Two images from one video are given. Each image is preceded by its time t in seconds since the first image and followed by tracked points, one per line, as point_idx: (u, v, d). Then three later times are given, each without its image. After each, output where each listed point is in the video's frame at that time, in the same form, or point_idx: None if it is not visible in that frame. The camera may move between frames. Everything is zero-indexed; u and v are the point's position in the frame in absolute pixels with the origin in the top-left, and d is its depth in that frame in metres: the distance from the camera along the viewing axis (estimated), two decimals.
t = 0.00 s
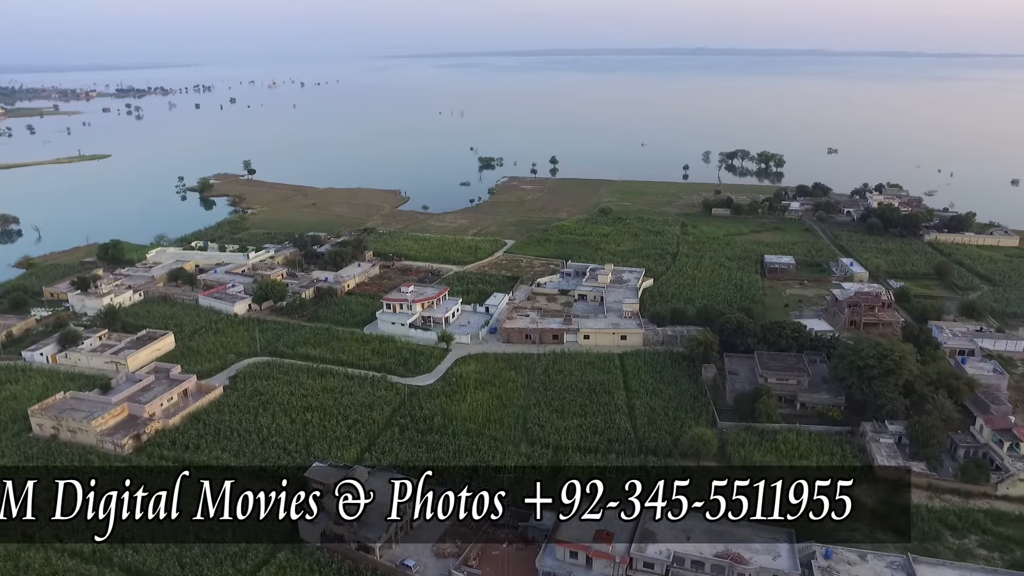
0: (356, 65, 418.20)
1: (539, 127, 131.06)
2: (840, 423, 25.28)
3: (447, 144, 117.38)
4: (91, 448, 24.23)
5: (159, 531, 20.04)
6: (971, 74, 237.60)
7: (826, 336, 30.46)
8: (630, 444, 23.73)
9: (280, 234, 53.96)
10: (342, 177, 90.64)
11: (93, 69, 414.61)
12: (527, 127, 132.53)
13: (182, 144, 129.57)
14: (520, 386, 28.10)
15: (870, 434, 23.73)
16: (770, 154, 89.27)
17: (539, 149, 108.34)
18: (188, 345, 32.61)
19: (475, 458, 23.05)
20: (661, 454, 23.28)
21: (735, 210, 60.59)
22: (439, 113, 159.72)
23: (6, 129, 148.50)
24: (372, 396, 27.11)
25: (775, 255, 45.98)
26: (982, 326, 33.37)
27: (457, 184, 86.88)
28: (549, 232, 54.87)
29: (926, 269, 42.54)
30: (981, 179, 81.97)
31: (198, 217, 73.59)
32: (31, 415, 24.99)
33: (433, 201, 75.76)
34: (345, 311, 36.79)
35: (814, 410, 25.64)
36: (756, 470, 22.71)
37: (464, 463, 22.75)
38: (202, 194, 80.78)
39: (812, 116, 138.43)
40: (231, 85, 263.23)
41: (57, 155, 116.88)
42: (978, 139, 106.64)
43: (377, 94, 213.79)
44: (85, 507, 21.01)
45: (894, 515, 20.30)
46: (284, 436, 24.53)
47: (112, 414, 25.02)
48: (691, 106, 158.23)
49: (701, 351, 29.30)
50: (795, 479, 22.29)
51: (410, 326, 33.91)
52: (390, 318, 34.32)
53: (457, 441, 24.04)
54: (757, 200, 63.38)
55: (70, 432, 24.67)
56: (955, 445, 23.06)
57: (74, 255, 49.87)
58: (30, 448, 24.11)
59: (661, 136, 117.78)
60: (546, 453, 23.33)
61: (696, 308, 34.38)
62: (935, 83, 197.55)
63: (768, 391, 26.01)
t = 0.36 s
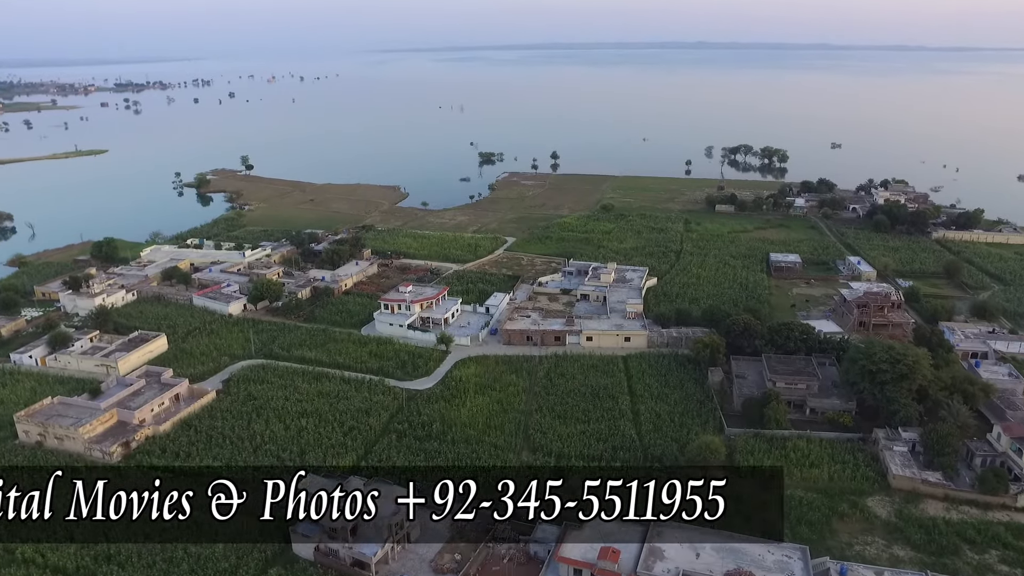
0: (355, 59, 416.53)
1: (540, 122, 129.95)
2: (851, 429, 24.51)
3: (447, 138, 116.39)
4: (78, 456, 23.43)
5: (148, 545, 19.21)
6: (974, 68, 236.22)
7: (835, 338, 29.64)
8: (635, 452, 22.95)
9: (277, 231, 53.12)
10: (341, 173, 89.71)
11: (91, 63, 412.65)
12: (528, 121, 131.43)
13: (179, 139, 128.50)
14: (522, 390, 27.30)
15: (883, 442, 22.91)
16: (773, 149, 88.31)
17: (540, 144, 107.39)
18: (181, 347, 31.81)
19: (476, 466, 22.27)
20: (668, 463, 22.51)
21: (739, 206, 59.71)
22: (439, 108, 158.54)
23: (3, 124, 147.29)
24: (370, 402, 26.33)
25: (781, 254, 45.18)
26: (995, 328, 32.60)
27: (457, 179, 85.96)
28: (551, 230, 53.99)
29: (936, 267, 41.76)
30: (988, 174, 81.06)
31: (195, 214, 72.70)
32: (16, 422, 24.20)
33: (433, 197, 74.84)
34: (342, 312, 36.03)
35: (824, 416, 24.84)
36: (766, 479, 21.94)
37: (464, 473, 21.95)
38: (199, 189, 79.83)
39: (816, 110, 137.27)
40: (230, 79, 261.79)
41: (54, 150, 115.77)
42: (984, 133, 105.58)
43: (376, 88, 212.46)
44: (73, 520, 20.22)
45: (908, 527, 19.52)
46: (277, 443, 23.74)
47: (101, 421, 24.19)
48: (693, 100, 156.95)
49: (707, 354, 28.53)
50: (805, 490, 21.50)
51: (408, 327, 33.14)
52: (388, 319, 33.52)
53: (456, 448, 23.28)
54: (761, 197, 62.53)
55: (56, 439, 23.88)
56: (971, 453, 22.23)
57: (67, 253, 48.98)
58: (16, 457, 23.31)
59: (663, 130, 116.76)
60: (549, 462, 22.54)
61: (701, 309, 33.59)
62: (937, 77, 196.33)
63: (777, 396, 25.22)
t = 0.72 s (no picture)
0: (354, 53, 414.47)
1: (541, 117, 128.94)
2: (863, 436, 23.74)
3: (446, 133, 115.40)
4: (64, 464, 22.65)
5: (133, 561, 18.40)
6: (976, 62, 234.90)
7: (845, 340, 28.83)
8: (640, 460, 22.17)
9: (274, 229, 52.25)
10: (339, 168, 88.79)
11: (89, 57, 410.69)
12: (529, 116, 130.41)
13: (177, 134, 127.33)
14: (522, 395, 26.49)
15: (897, 450, 22.10)
16: (776, 144, 87.35)
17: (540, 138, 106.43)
18: (174, 350, 31.00)
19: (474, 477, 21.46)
20: (673, 472, 21.75)
21: (742, 203, 58.87)
22: (438, 102, 157.40)
23: None
24: (366, 407, 25.53)
25: (786, 252, 44.38)
26: (1006, 329, 31.85)
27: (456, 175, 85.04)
28: (551, 227, 53.16)
29: (945, 266, 41.00)
30: (994, 169, 80.15)
31: (191, 210, 71.81)
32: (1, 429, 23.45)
33: (432, 193, 73.90)
34: (339, 312, 35.27)
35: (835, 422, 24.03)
36: (775, 489, 21.16)
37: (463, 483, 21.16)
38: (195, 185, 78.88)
39: (818, 104, 136.20)
40: (229, 73, 260.30)
41: (49, 145, 114.55)
42: (989, 127, 104.61)
43: (376, 82, 211.12)
44: (55, 536, 19.40)
45: (925, 541, 18.75)
46: (270, 452, 22.95)
47: (88, 428, 23.38)
48: (695, 95, 155.80)
49: (713, 357, 27.74)
50: (816, 501, 20.73)
51: (406, 329, 32.34)
52: (385, 320, 32.70)
53: (455, 457, 22.48)
54: (765, 193, 61.65)
55: (42, 447, 23.11)
56: (988, 462, 21.39)
57: (59, 251, 48.07)
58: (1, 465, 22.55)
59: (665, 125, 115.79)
60: (551, 471, 21.75)
61: (706, 310, 32.79)
62: (939, 71, 195.27)
63: (786, 402, 24.43)
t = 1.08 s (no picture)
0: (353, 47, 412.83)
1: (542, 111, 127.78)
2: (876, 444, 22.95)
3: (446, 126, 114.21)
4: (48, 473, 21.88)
5: None
6: (979, 55, 233.76)
7: (855, 343, 27.99)
8: (645, 469, 21.39)
9: (270, 226, 51.40)
10: (337, 163, 87.83)
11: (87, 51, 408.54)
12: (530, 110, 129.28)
13: (174, 128, 126.14)
14: (523, 400, 25.69)
15: (912, 459, 21.32)
16: (780, 139, 86.39)
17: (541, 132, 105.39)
18: (165, 352, 30.21)
19: (473, 487, 20.66)
20: (680, 482, 20.99)
21: (746, 199, 57.99)
22: (438, 96, 156.14)
23: None
24: (361, 414, 24.72)
25: (792, 250, 43.56)
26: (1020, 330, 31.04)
27: (456, 169, 84.11)
28: (552, 224, 52.30)
29: (954, 265, 40.19)
30: (1000, 163, 79.21)
31: (187, 206, 70.91)
32: None
33: (431, 189, 72.98)
34: (335, 313, 34.48)
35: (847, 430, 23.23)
36: (785, 500, 20.38)
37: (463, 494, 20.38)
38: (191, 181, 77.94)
39: (822, 98, 135.04)
40: (227, 67, 258.77)
41: (46, 140, 113.45)
42: (994, 120, 103.47)
43: (375, 75, 209.62)
44: (36, 552, 18.51)
45: (944, 557, 17.96)
46: (262, 460, 22.15)
47: (74, 437, 22.58)
48: (696, 89, 154.68)
49: (719, 361, 26.95)
50: (829, 513, 19.97)
51: (404, 331, 31.52)
52: (383, 322, 31.90)
53: (453, 467, 21.67)
54: (769, 189, 60.76)
55: (25, 456, 22.35)
56: (1007, 472, 20.58)
57: (52, 249, 47.22)
58: None
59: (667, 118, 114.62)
60: (553, 481, 20.96)
61: (712, 311, 31.96)
62: (942, 64, 193.84)
63: (795, 408, 23.64)
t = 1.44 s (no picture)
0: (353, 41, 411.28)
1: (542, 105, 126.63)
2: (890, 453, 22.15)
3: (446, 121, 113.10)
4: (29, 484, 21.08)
5: None
6: (982, 48, 232.37)
7: (866, 347, 27.15)
8: (650, 481, 20.61)
9: (267, 223, 50.53)
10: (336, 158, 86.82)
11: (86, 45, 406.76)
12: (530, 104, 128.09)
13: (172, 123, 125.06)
14: (525, 407, 24.90)
15: (929, 470, 20.51)
16: (783, 134, 85.37)
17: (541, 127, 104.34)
18: (157, 355, 29.41)
19: (472, 500, 19.85)
20: (687, 494, 20.21)
21: (751, 196, 57.10)
22: (438, 90, 154.95)
23: None
24: (357, 421, 23.92)
25: (798, 248, 42.70)
26: None
27: (456, 164, 83.13)
28: (553, 221, 51.38)
29: (964, 264, 39.35)
30: (1007, 158, 78.15)
31: (183, 202, 70.04)
32: None
33: (431, 184, 72.05)
34: (332, 314, 33.66)
35: (860, 438, 22.41)
36: (797, 514, 19.58)
37: (461, 506, 19.61)
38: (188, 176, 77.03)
39: (826, 91, 133.83)
40: (226, 61, 257.41)
41: (43, 135, 112.45)
42: (1001, 113, 102.27)
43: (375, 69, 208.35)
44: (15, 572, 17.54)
45: None
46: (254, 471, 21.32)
47: (58, 446, 21.81)
48: (698, 82, 153.38)
49: (726, 365, 26.12)
50: (843, 527, 19.17)
51: (402, 333, 30.67)
52: (380, 323, 31.05)
53: (452, 478, 20.88)
54: (774, 185, 59.83)
55: (7, 466, 21.56)
56: None
57: (44, 248, 46.37)
58: None
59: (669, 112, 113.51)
60: (556, 493, 20.18)
61: (718, 313, 31.12)
62: (945, 58, 192.38)
63: (806, 416, 22.81)
